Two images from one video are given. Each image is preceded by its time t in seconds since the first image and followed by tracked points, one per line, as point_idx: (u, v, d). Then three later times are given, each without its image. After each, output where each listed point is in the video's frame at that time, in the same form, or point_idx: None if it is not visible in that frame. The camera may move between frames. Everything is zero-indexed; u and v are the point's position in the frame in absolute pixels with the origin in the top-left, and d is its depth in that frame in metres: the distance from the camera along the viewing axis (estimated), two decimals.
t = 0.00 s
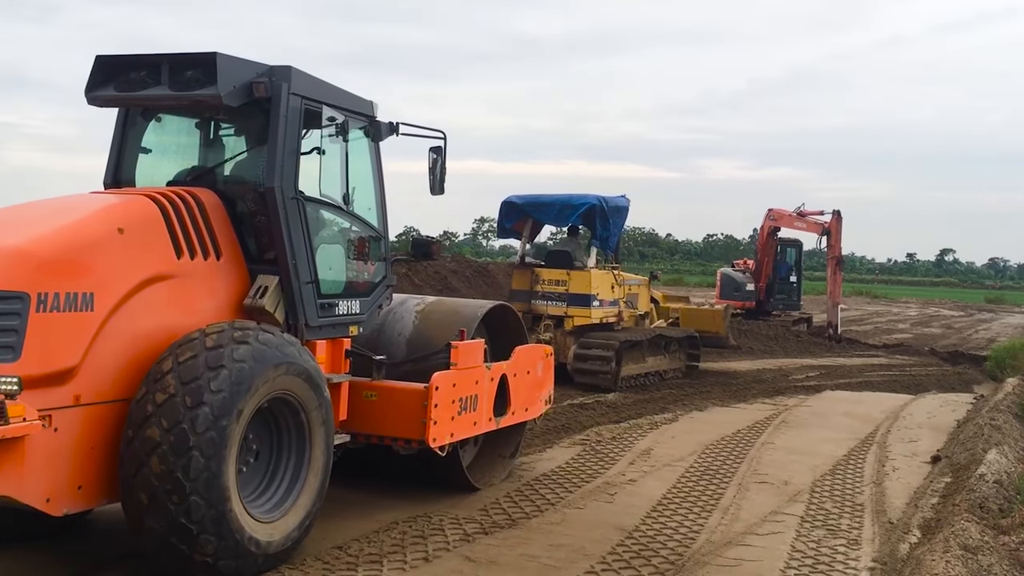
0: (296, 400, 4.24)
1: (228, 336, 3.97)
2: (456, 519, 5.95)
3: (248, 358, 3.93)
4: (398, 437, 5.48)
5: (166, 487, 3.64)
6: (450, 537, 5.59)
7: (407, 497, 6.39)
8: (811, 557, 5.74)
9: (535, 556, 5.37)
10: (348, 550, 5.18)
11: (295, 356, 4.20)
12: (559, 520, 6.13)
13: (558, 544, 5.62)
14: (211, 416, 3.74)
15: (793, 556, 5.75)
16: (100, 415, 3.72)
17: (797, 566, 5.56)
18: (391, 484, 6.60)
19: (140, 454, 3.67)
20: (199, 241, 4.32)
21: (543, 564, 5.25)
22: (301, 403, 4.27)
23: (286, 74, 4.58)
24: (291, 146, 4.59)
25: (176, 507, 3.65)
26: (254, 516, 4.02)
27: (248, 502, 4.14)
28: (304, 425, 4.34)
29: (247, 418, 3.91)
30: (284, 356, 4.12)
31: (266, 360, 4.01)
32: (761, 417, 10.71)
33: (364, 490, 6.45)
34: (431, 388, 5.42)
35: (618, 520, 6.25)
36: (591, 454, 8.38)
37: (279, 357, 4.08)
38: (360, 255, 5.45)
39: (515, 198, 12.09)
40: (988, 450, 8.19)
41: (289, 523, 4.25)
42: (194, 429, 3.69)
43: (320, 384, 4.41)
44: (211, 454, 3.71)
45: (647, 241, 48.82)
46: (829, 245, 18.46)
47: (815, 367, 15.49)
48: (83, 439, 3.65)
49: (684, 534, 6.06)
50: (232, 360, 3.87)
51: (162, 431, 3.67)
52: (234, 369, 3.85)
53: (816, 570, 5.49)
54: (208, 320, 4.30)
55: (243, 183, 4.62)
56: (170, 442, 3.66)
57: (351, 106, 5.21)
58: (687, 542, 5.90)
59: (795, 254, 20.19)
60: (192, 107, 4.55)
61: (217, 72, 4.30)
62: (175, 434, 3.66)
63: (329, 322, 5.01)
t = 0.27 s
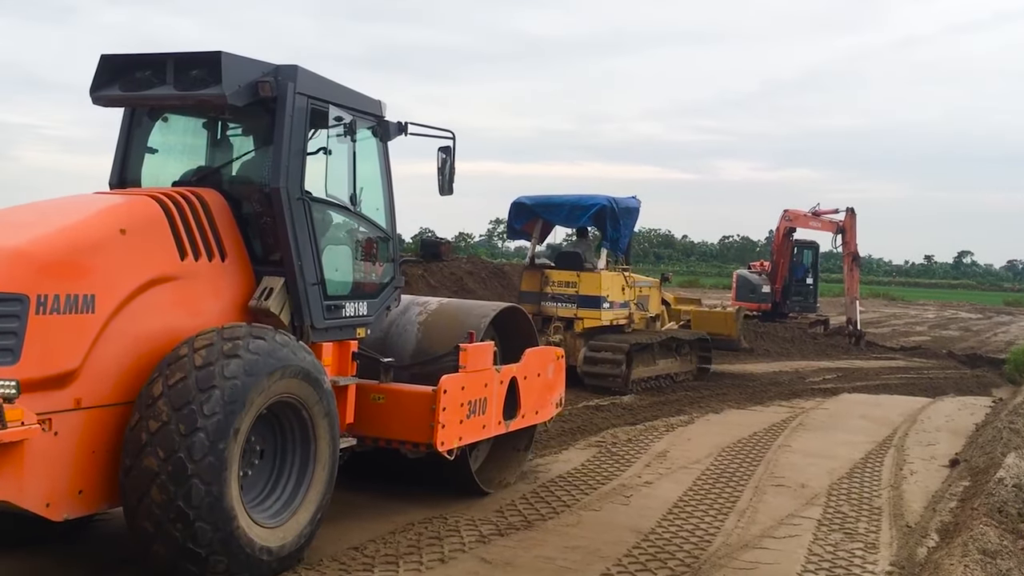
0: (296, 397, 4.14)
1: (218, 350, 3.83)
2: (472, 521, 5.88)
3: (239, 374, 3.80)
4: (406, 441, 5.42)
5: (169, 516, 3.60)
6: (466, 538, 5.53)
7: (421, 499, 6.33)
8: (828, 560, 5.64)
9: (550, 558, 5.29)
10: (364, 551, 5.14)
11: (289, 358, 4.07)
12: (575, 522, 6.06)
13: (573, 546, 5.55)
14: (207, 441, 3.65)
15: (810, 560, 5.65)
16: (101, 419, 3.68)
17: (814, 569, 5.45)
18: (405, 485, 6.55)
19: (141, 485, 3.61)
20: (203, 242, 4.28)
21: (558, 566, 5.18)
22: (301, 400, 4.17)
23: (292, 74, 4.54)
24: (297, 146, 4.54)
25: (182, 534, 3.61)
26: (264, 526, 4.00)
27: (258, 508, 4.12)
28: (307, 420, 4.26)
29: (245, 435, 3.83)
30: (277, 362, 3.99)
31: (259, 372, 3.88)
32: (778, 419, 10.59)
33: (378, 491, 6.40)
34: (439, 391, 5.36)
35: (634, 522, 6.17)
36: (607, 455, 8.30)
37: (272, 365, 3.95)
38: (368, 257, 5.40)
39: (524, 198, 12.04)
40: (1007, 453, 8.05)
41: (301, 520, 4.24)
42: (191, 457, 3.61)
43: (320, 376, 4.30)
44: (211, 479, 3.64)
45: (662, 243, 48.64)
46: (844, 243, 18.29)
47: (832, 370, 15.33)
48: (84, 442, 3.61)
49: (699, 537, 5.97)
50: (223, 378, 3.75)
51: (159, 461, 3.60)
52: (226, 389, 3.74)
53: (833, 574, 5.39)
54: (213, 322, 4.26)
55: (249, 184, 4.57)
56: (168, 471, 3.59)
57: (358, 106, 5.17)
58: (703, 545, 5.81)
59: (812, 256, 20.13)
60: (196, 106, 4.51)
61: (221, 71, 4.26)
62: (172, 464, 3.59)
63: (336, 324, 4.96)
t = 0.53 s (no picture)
0: (297, 398, 4.03)
1: (208, 371, 3.70)
2: (490, 523, 5.80)
3: (233, 395, 3.68)
4: (417, 446, 5.36)
5: (177, 544, 3.55)
6: (485, 541, 5.45)
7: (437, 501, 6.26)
8: (848, 566, 5.52)
9: (569, 562, 5.21)
10: (382, 554, 5.08)
11: (284, 365, 3.93)
12: (593, 525, 5.97)
13: (592, 550, 5.46)
14: (207, 470, 3.56)
15: (830, 565, 5.53)
16: (104, 423, 3.62)
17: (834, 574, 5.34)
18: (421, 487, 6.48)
19: (145, 517, 3.56)
20: (209, 243, 4.22)
21: (577, 570, 5.10)
22: (302, 400, 4.06)
23: (299, 74, 4.49)
24: (305, 147, 4.49)
25: (192, 560, 3.58)
26: (277, 533, 3.98)
27: (269, 512, 4.09)
28: (310, 418, 4.16)
29: (245, 456, 3.74)
30: (272, 374, 3.85)
31: (254, 390, 3.76)
32: (797, 424, 10.45)
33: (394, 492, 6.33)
34: (449, 395, 5.29)
35: (652, 526, 6.08)
36: (626, 459, 8.20)
37: (266, 378, 3.82)
38: (377, 259, 5.34)
39: (537, 201, 11.95)
40: None
41: (313, 516, 4.21)
42: (192, 487, 3.53)
43: (319, 372, 4.17)
44: (215, 506, 3.58)
45: (681, 246, 48.41)
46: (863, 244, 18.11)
47: (851, 374, 15.14)
48: (86, 448, 3.55)
49: (718, 541, 5.86)
50: (217, 402, 3.64)
51: (161, 493, 3.53)
52: (220, 414, 3.63)
53: None
54: (218, 325, 4.20)
55: (256, 185, 4.52)
56: (171, 502, 3.52)
57: (367, 106, 5.12)
58: (722, 549, 5.71)
59: (831, 260, 19.78)
60: (203, 106, 4.46)
61: (228, 71, 4.22)
62: (174, 495, 3.52)
63: (344, 328, 4.90)
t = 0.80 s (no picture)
0: (298, 401, 3.92)
1: (201, 397, 3.57)
2: (512, 526, 5.70)
3: (230, 421, 3.57)
4: (429, 452, 5.28)
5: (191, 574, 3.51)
6: (506, 544, 5.36)
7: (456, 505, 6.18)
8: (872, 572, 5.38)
9: (591, 566, 5.12)
10: (404, 556, 5.01)
11: (281, 376, 3.80)
12: (615, 529, 5.88)
13: (614, 554, 5.36)
14: (213, 501, 3.49)
15: (854, 571, 5.40)
16: (110, 427, 3.57)
17: None
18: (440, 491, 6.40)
19: (156, 550, 3.50)
20: (218, 246, 4.17)
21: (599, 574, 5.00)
22: (305, 401, 3.95)
23: (311, 73, 4.43)
24: (316, 148, 4.43)
25: None
26: (294, 537, 3.96)
27: (284, 513, 4.06)
28: (315, 416, 4.06)
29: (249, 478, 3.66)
30: (268, 389, 3.73)
31: (252, 411, 3.64)
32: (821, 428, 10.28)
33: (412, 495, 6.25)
34: (463, 400, 5.22)
35: (674, 530, 5.97)
36: (648, 463, 8.09)
37: (262, 396, 3.70)
38: (391, 262, 5.27)
39: (552, 204, 11.87)
40: None
41: (329, 511, 4.18)
42: (199, 519, 3.47)
43: (318, 369, 4.04)
44: (224, 534, 3.52)
45: (703, 250, 48.13)
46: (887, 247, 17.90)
47: (876, 379, 14.92)
48: (91, 453, 3.50)
49: (741, 546, 5.75)
50: (214, 431, 3.53)
51: (169, 526, 3.47)
52: (220, 442, 3.53)
53: None
54: (227, 328, 4.14)
55: (267, 187, 4.47)
56: (180, 534, 3.46)
57: (380, 107, 5.07)
58: (745, 554, 5.59)
59: (856, 264, 19.51)
60: (214, 107, 4.41)
61: (238, 71, 4.16)
62: (181, 528, 3.46)
63: (356, 331, 4.83)
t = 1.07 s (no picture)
0: (302, 407, 3.81)
1: (199, 425, 3.47)
2: (536, 529, 5.64)
3: (231, 448, 3.48)
4: (444, 457, 5.23)
5: None
6: (531, 547, 5.29)
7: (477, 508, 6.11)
8: None
9: (615, 570, 5.03)
10: (428, 559, 4.95)
11: (280, 390, 3.66)
12: (639, 533, 5.79)
13: (638, 557, 5.28)
14: (223, 529, 3.44)
15: None
16: (120, 431, 3.53)
17: None
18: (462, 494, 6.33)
19: None
20: (231, 248, 4.13)
21: None
22: (309, 405, 3.84)
23: (325, 73, 4.38)
24: (329, 149, 4.37)
25: None
26: (311, 541, 3.93)
27: (300, 514, 4.02)
28: (321, 415, 3.95)
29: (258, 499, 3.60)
30: (267, 408, 3.61)
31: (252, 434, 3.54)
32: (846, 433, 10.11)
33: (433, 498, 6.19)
34: (478, 406, 5.15)
35: (699, 535, 5.88)
36: (672, 467, 7.99)
37: (262, 416, 3.59)
38: (406, 264, 5.22)
39: (569, 206, 11.78)
40: None
41: (346, 504, 4.15)
42: (211, 548, 3.43)
43: (319, 370, 3.89)
44: (238, 558, 3.48)
45: (728, 253, 47.80)
46: (914, 250, 17.69)
47: (902, 384, 14.68)
48: (99, 457, 3.45)
49: (766, 550, 5.63)
50: (216, 459, 3.44)
51: (182, 555, 3.43)
52: (223, 471, 3.44)
53: None
54: (239, 332, 4.10)
55: (281, 188, 4.43)
56: (195, 562, 3.43)
57: (396, 107, 5.02)
58: (770, 559, 5.48)
59: (882, 268, 19.54)
60: (226, 107, 4.37)
61: (251, 71, 4.12)
62: (195, 556, 3.42)
63: (369, 335, 4.77)
